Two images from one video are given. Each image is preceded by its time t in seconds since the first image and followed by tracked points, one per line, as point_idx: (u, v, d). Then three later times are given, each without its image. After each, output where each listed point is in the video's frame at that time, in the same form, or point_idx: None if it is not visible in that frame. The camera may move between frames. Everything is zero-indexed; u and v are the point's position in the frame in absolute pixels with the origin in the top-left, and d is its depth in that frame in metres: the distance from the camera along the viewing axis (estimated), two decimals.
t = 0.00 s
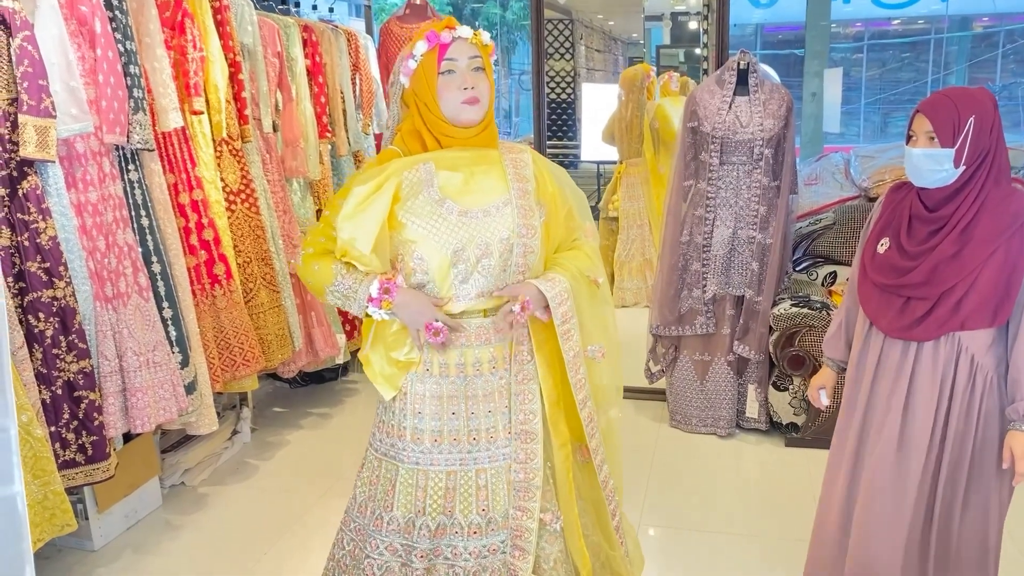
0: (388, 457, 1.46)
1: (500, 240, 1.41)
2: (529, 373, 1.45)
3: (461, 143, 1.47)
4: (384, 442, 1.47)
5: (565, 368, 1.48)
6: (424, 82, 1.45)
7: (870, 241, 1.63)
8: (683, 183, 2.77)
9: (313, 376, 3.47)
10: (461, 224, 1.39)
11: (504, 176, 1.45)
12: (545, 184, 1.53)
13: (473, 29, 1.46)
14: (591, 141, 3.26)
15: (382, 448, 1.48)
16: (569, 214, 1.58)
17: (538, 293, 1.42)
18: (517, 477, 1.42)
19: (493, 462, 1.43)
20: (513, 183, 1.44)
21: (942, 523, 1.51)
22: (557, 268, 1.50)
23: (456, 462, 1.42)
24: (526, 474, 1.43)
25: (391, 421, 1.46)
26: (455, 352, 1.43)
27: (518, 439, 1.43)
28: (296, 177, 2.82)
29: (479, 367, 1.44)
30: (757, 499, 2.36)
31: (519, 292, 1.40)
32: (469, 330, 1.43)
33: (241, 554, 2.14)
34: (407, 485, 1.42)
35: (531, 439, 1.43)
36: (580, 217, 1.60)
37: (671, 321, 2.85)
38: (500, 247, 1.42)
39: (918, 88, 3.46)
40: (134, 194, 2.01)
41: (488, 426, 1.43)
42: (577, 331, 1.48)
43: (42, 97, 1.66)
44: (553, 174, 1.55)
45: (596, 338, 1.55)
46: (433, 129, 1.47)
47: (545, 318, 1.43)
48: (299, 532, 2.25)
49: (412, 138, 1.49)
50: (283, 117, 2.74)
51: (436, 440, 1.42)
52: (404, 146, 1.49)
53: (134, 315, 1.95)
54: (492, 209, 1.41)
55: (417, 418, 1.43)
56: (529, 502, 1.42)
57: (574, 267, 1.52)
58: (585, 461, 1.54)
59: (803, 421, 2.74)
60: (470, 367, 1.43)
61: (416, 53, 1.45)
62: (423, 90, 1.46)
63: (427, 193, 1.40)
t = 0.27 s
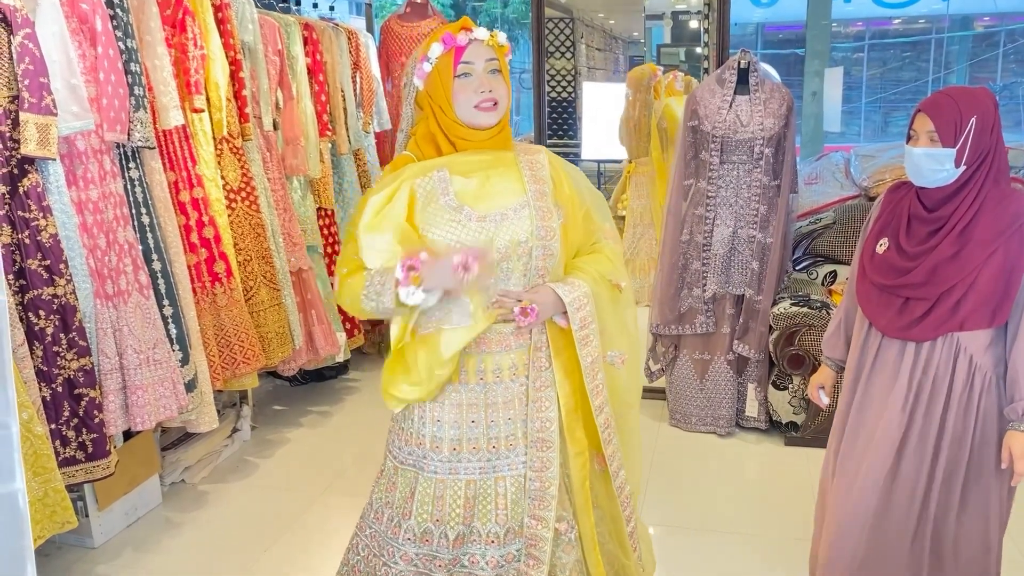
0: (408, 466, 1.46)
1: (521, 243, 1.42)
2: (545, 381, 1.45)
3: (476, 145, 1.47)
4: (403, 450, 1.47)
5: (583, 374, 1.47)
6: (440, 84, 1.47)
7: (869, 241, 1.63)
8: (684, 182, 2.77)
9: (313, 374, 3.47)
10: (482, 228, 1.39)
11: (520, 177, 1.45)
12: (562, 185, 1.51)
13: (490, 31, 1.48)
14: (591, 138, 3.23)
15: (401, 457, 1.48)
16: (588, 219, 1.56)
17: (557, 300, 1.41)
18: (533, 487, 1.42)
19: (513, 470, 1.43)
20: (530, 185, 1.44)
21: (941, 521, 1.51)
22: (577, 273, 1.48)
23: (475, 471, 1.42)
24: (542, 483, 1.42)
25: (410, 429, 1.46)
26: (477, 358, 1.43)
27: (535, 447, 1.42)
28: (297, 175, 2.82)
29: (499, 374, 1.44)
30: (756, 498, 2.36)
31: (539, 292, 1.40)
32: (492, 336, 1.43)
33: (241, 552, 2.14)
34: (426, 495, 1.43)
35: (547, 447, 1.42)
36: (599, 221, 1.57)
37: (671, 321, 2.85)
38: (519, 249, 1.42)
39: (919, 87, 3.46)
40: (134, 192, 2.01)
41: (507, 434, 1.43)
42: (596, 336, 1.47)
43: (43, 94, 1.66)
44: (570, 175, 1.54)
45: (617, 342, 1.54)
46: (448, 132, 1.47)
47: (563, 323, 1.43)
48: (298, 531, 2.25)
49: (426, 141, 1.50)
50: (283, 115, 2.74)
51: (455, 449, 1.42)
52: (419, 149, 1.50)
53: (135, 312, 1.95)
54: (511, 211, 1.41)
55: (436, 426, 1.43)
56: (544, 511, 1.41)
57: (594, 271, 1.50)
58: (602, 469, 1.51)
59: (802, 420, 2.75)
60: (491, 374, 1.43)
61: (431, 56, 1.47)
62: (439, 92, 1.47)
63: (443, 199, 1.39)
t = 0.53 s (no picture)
0: (424, 474, 1.45)
1: (537, 249, 1.40)
2: (558, 389, 1.43)
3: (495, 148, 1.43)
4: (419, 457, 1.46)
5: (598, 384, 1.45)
6: (458, 86, 1.42)
7: (864, 243, 1.64)
8: (681, 182, 2.78)
9: (312, 373, 3.48)
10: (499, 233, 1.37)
11: (540, 181, 1.43)
12: (578, 189, 1.49)
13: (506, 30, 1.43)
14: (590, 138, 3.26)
15: (417, 464, 1.47)
16: (605, 225, 1.53)
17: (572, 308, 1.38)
18: (551, 495, 1.42)
19: (527, 479, 1.43)
20: (548, 188, 1.42)
21: (939, 521, 1.52)
22: (591, 280, 1.46)
23: (491, 480, 1.41)
24: (558, 492, 1.42)
25: (426, 436, 1.45)
26: (493, 363, 1.42)
27: (549, 456, 1.42)
28: (296, 174, 2.83)
29: (514, 380, 1.42)
30: (753, 497, 2.37)
31: (557, 300, 1.38)
32: (509, 341, 1.41)
33: (240, 550, 2.15)
34: (442, 505, 1.42)
35: (561, 455, 1.42)
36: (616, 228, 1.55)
37: (669, 320, 2.86)
38: (535, 255, 1.40)
39: (917, 88, 3.46)
40: (134, 191, 2.02)
41: (522, 441, 1.42)
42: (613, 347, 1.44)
43: (43, 94, 1.67)
44: (587, 178, 1.52)
45: (637, 355, 1.52)
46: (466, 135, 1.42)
47: (576, 332, 1.41)
48: (297, 530, 2.25)
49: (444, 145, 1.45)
50: (282, 114, 2.75)
51: (470, 457, 1.41)
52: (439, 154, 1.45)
53: (134, 311, 1.96)
54: (529, 217, 1.40)
55: (451, 434, 1.41)
56: (561, 521, 1.41)
57: (611, 279, 1.47)
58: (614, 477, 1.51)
59: (798, 420, 2.76)
60: (506, 380, 1.42)
61: (446, 57, 1.42)
62: (457, 95, 1.42)
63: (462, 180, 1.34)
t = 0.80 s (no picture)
0: (430, 483, 1.39)
1: (553, 251, 1.36)
2: (569, 396, 1.38)
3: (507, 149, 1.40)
4: (426, 465, 1.40)
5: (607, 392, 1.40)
6: (471, 83, 1.39)
7: (858, 243, 1.64)
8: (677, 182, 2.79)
9: (308, 373, 3.48)
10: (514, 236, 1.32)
11: (555, 183, 1.38)
12: (592, 190, 1.46)
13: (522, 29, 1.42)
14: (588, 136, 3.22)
15: (424, 472, 1.41)
16: (616, 228, 1.48)
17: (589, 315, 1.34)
18: (566, 505, 1.36)
19: (540, 487, 1.37)
20: (564, 191, 1.38)
21: (933, 519, 1.53)
22: (603, 286, 1.40)
23: (503, 488, 1.35)
24: (574, 502, 1.37)
25: (434, 443, 1.39)
26: (505, 369, 1.36)
27: (562, 464, 1.36)
28: (293, 173, 2.83)
29: (526, 385, 1.37)
30: (749, 496, 2.38)
31: (573, 304, 1.33)
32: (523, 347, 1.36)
33: (236, 549, 2.15)
34: (452, 515, 1.36)
35: (573, 463, 1.37)
36: (627, 230, 1.50)
37: (664, 320, 2.88)
38: (551, 257, 1.36)
39: (912, 89, 3.48)
40: (131, 190, 2.02)
41: (534, 448, 1.37)
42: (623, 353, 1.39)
43: (40, 93, 1.66)
44: (600, 180, 1.48)
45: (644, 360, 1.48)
46: (478, 133, 1.40)
47: (589, 338, 1.36)
48: (293, 529, 2.25)
49: (454, 143, 1.42)
50: (279, 114, 2.75)
51: (481, 464, 1.35)
52: (450, 152, 1.42)
53: (131, 310, 1.96)
54: (545, 219, 1.36)
55: (461, 441, 1.35)
56: (578, 532, 1.36)
57: (622, 284, 1.42)
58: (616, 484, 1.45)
59: (794, 419, 2.77)
60: (518, 385, 1.37)
61: (461, 54, 1.39)
62: (470, 92, 1.39)
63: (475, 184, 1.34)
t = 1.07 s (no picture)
0: (456, 510, 1.31)
1: (582, 262, 1.29)
2: (599, 413, 1.32)
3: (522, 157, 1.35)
4: (449, 492, 1.32)
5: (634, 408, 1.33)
6: (485, 88, 1.35)
7: (852, 245, 1.66)
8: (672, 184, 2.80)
9: (304, 373, 3.48)
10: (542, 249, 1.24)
11: (575, 190, 1.32)
12: (609, 199, 1.40)
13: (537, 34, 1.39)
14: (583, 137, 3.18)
15: (447, 500, 1.33)
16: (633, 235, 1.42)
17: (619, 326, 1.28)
18: (602, 528, 1.29)
19: (571, 512, 1.31)
20: (586, 198, 1.32)
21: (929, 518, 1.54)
22: (626, 295, 1.35)
23: (533, 515, 1.29)
24: (609, 525, 1.30)
25: (456, 468, 1.31)
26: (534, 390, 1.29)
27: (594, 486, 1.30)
28: (289, 174, 2.83)
29: (555, 405, 1.31)
30: (744, 496, 2.40)
31: (603, 317, 1.27)
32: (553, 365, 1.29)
33: (232, 549, 2.15)
34: (481, 546, 1.29)
35: (607, 484, 1.30)
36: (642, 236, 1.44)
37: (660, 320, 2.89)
38: (579, 268, 1.29)
39: (905, 91, 3.51)
40: (128, 190, 2.02)
41: (564, 471, 1.31)
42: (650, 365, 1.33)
43: (38, 93, 1.66)
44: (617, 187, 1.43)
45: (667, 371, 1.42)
46: (492, 140, 1.34)
47: (618, 351, 1.29)
48: (289, 530, 2.25)
49: (467, 150, 1.37)
50: (276, 115, 2.75)
51: (510, 490, 1.28)
52: (462, 160, 1.37)
53: (128, 310, 1.97)
54: (571, 228, 1.28)
55: (488, 465, 1.28)
56: (614, 556, 1.30)
57: (645, 293, 1.36)
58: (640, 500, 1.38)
59: (788, 419, 2.78)
60: (547, 405, 1.30)
61: (474, 58, 1.34)
62: (484, 98, 1.34)
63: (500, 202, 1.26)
